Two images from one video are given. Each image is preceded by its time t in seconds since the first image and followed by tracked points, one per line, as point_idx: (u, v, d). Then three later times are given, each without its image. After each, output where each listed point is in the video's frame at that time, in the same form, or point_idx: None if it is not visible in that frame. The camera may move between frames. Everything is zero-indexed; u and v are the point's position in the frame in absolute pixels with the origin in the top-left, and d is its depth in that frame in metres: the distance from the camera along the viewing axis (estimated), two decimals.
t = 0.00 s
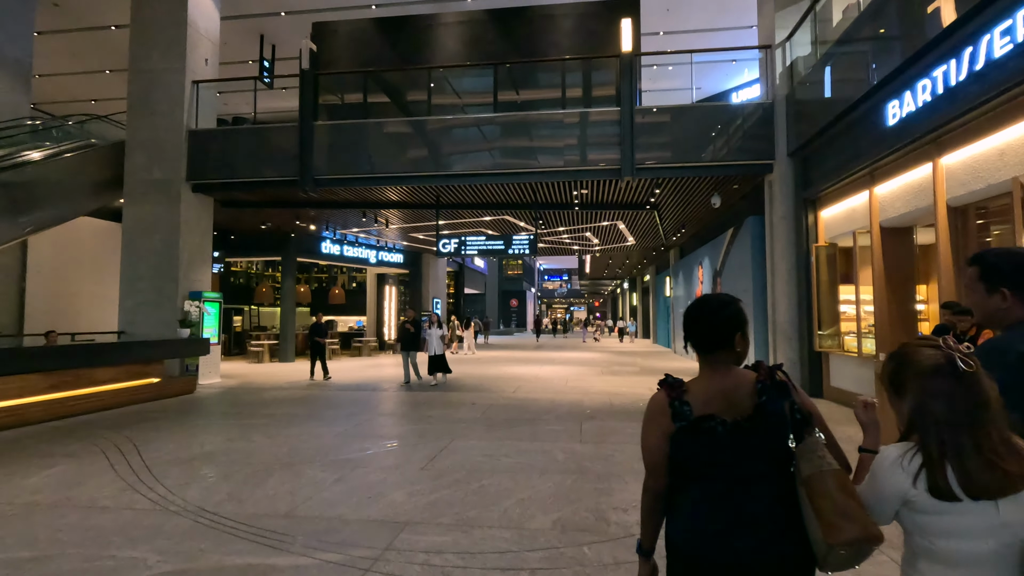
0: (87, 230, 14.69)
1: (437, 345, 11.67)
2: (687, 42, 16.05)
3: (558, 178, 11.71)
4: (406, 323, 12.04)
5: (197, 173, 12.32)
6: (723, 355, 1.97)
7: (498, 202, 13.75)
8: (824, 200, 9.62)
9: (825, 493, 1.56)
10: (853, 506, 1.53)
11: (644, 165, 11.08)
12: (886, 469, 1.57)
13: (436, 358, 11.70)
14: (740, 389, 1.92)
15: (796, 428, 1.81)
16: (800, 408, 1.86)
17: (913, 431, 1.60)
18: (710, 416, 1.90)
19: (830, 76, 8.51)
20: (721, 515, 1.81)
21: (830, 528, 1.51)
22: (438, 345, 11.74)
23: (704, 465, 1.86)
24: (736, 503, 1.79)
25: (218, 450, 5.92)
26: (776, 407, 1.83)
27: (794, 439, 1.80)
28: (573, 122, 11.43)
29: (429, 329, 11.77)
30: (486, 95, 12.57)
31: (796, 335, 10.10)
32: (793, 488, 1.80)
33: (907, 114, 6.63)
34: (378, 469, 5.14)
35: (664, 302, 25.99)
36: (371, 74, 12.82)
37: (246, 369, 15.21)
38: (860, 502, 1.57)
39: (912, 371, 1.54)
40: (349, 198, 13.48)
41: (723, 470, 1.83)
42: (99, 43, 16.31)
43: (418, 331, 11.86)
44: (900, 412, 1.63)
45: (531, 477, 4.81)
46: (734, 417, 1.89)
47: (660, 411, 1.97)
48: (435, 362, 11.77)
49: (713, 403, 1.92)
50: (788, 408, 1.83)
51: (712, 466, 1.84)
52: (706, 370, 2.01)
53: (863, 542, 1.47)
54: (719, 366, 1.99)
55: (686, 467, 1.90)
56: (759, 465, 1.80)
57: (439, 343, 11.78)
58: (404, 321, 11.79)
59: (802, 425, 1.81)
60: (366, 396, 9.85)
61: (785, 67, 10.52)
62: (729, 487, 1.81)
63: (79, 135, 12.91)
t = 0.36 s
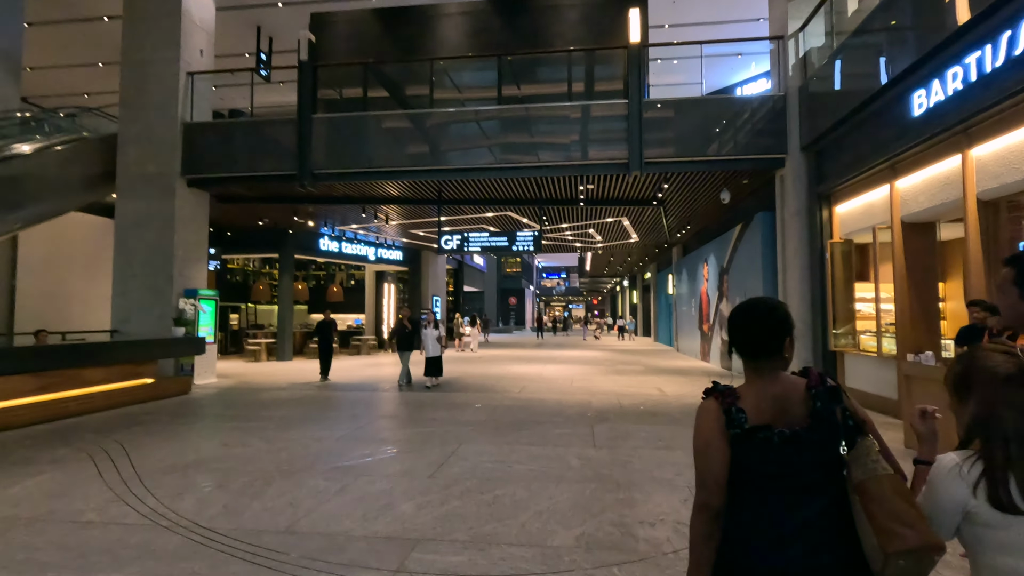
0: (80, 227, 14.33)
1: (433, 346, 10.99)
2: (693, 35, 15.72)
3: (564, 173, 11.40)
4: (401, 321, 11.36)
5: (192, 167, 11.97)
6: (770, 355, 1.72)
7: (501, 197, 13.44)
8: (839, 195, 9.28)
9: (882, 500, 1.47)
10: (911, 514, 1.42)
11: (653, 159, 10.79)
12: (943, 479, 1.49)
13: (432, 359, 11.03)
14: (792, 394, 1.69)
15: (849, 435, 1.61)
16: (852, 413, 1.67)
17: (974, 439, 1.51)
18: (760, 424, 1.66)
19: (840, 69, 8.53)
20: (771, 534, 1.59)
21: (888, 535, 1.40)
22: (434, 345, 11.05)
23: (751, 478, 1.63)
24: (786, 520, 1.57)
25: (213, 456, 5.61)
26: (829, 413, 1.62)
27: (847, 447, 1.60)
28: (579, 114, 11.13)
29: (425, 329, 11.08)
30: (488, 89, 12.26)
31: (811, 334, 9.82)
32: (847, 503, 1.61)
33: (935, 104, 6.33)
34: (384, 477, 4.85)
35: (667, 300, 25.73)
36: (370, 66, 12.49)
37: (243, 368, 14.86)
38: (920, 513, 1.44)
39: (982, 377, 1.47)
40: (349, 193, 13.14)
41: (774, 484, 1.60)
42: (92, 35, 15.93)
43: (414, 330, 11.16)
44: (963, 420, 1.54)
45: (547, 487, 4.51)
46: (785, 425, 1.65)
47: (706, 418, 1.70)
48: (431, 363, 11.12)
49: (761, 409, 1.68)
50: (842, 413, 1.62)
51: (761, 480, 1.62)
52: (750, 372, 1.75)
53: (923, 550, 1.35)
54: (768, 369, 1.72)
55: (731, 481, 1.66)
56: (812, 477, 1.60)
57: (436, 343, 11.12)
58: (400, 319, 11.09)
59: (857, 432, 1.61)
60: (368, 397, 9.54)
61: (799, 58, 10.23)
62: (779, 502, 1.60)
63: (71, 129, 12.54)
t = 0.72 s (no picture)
0: (60, 220, 13.85)
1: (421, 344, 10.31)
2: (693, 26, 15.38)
3: (563, 165, 11.06)
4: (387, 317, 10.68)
5: (177, 158, 11.54)
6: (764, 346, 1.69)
7: (498, 190, 13.10)
8: (847, 188, 9.02)
9: (874, 502, 1.37)
10: (913, 522, 1.32)
11: (654, 151, 10.48)
12: (991, 467, 1.39)
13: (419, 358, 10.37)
14: (787, 386, 1.65)
15: (849, 432, 1.56)
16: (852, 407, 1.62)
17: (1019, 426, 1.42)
18: (751, 417, 1.64)
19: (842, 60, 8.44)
20: (762, 529, 1.56)
21: (881, 541, 1.31)
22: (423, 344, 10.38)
23: (740, 472, 1.61)
24: (777, 514, 1.55)
25: (194, 461, 5.26)
26: (826, 409, 1.57)
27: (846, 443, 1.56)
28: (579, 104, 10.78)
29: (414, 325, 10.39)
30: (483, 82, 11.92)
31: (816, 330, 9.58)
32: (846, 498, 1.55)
33: (955, 89, 6.04)
34: (375, 484, 4.52)
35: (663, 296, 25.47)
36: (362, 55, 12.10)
37: (231, 367, 14.43)
38: (923, 520, 1.34)
39: None
40: (340, 186, 12.76)
41: (766, 479, 1.57)
42: (73, 23, 15.38)
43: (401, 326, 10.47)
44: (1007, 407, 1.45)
45: (551, 496, 4.19)
46: (780, 419, 1.62)
47: (695, 411, 1.71)
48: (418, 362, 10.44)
49: (755, 403, 1.65)
50: (841, 407, 1.58)
51: (751, 474, 1.59)
52: (745, 366, 1.73)
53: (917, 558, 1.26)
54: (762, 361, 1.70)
55: (720, 473, 1.67)
56: (808, 473, 1.56)
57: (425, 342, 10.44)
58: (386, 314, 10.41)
59: (855, 427, 1.56)
60: (359, 397, 9.16)
61: (804, 47, 9.93)
62: (770, 496, 1.57)
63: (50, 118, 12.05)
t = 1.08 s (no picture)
0: (34, 214, 13.29)
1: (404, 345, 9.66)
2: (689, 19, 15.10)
3: (559, 159, 10.75)
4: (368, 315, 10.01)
5: (156, 149, 11.07)
6: (794, 361, 1.62)
7: (491, 185, 12.78)
8: (850, 184, 8.81)
9: (913, 535, 1.38)
10: (949, 554, 1.35)
11: (652, 145, 10.21)
12: None
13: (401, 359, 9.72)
14: (816, 405, 1.57)
15: (883, 458, 1.49)
16: (886, 431, 1.53)
17: None
18: (777, 435, 1.56)
19: (839, 55, 8.52)
20: (785, 553, 1.49)
21: None
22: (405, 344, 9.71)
23: (763, 493, 1.54)
24: (804, 537, 1.47)
25: (168, 472, 4.89)
26: (858, 433, 1.49)
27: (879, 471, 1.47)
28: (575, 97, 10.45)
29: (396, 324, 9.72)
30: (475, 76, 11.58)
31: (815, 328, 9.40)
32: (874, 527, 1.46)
33: (970, 80, 5.81)
34: (365, 498, 4.19)
35: (655, 294, 25.29)
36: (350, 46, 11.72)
37: (214, 366, 13.97)
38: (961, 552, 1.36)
39: None
40: (328, 180, 12.35)
41: (790, 502, 1.49)
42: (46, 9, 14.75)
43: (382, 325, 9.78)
44: None
45: (555, 511, 3.90)
46: (808, 439, 1.54)
47: (716, 426, 1.64)
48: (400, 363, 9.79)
49: (780, 420, 1.58)
50: (874, 432, 1.50)
51: (774, 495, 1.52)
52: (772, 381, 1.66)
53: None
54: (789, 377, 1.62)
55: (740, 491, 1.60)
56: (835, 497, 1.47)
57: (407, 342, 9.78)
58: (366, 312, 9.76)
59: (887, 452, 1.49)
60: (348, 399, 8.79)
61: (805, 39, 9.70)
62: (794, 520, 1.49)
63: (23, 108, 11.59)
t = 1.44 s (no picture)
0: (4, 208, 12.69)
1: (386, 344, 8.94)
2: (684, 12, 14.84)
3: (555, 152, 10.43)
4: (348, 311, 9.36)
5: (133, 139, 10.58)
6: (862, 346, 1.62)
7: (485, 179, 12.46)
8: (853, 179, 8.62)
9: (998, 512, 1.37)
10: None
11: (651, 139, 9.95)
12: None
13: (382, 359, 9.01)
14: (884, 391, 1.59)
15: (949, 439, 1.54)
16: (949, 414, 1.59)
17: None
18: (849, 420, 1.55)
19: (835, 49, 8.52)
20: (858, 536, 1.50)
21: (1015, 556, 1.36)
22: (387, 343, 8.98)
23: (837, 478, 1.52)
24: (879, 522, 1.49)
25: (144, 482, 4.53)
26: (929, 416, 1.53)
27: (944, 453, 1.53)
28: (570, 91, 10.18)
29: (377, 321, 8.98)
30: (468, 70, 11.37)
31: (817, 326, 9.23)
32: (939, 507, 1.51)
33: (986, 70, 5.61)
34: (360, 511, 3.86)
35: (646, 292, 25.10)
36: (338, 35, 11.35)
37: (195, 366, 13.47)
38: None
39: None
40: (316, 172, 11.93)
41: (864, 486, 1.51)
42: None
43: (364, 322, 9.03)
44: None
45: (566, 525, 3.60)
46: (878, 424, 1.56)
47: (786, 410, 1.59)
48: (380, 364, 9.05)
49: (851, 404, 1.57)
50: (941, 415, 1.54)
51: (849, 480, 1.51)
52: (835, 366, 1.65)
53: None
54: (855, 362, 1.62)
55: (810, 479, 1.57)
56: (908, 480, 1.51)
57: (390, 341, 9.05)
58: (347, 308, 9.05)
59: (951, 434, 1.54)
60: (336, 400, 8.42)
61: (806, 31, 9.49)
62: (866, 504, 1.50)
63: None
